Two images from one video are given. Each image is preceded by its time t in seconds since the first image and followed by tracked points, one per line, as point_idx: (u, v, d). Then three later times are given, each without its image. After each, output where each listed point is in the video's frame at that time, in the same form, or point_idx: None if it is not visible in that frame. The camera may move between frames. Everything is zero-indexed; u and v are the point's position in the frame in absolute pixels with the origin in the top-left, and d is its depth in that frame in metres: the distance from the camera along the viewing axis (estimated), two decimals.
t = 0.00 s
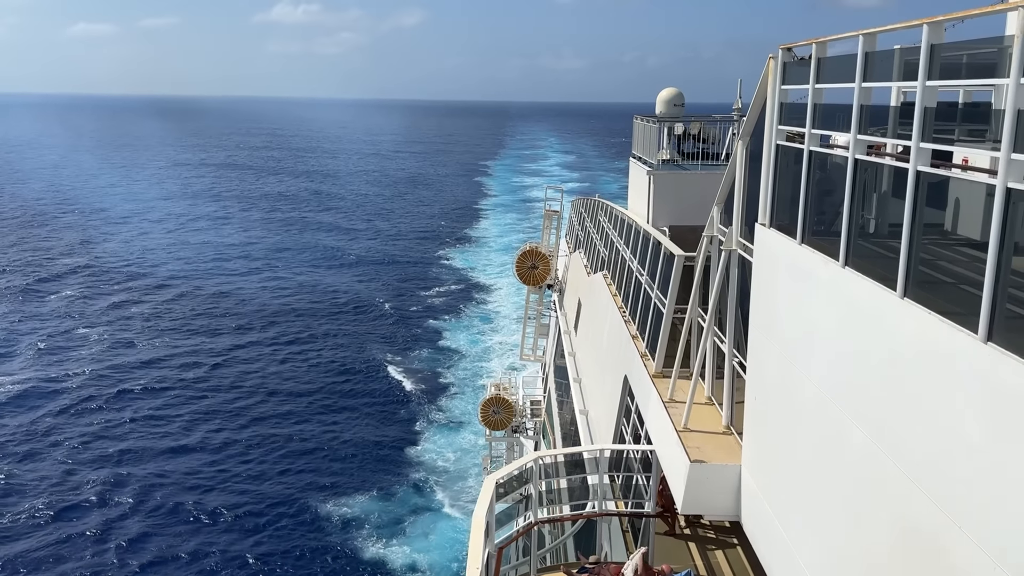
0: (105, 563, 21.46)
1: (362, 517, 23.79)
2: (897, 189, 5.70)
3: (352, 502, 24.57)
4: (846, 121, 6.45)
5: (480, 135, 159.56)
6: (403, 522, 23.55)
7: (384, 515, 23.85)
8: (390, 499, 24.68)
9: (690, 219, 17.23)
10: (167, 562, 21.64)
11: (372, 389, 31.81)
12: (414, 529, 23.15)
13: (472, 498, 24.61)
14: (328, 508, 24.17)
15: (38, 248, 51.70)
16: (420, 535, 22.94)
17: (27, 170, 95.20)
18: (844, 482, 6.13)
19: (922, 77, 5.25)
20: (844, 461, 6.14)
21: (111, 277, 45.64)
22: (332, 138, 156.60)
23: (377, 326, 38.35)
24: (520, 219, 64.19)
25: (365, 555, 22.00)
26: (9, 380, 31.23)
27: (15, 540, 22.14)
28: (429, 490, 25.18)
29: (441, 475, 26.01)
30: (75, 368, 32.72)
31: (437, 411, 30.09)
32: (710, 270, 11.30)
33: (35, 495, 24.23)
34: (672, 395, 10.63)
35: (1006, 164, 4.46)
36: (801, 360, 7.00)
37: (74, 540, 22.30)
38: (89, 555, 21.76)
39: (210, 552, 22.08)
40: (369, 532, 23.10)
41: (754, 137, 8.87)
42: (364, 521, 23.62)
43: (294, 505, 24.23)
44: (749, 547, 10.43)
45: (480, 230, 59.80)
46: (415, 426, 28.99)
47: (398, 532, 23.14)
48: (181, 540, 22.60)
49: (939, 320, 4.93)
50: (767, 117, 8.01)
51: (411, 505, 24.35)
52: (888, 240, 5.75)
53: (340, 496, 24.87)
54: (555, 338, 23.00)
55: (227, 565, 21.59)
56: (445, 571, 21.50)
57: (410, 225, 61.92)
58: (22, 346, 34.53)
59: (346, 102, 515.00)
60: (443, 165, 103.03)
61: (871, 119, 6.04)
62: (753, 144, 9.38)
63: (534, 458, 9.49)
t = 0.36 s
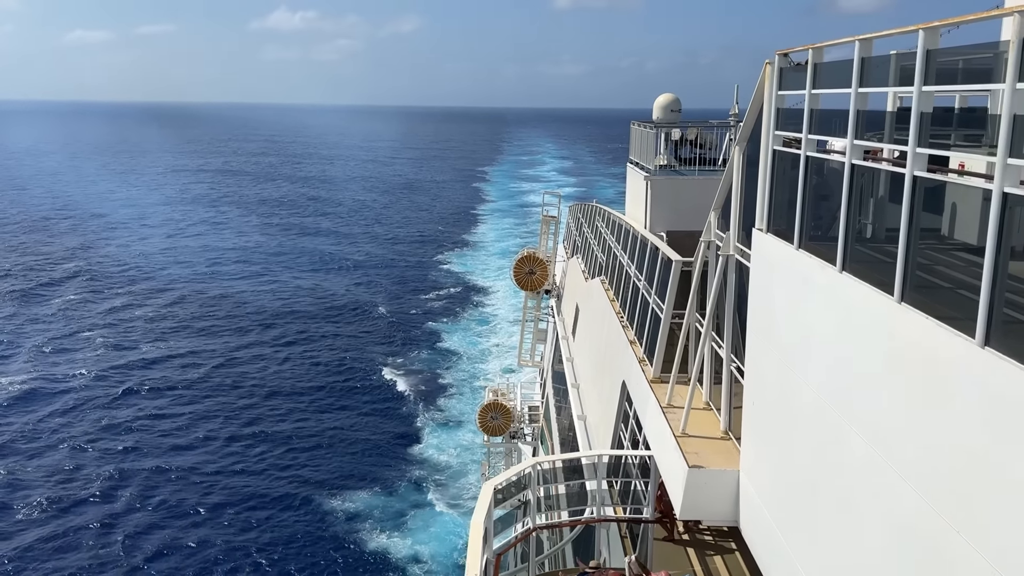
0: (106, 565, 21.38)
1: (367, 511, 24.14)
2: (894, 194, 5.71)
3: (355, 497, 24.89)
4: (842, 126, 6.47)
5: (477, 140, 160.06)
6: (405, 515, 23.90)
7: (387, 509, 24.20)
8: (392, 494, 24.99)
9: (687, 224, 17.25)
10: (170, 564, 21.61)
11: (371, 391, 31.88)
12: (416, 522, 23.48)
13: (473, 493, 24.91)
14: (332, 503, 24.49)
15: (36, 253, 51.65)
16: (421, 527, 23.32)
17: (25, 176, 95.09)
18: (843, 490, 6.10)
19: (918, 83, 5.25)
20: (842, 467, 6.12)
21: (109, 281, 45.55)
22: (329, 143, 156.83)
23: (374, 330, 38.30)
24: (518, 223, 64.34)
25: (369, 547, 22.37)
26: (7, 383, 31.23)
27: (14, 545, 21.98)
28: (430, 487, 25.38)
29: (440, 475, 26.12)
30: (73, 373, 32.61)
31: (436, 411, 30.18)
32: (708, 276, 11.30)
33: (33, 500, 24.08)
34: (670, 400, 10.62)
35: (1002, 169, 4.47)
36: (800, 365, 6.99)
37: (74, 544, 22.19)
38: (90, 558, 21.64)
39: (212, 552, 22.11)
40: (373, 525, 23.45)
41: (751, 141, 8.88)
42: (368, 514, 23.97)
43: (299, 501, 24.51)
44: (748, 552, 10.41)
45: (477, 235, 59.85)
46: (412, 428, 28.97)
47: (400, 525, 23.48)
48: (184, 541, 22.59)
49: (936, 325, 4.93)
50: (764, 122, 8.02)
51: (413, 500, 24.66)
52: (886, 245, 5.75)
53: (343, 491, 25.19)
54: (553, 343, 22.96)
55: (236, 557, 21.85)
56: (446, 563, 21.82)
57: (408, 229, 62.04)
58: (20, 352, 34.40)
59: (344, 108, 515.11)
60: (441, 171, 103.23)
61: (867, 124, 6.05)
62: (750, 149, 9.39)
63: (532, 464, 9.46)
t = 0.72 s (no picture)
0: (105, 565, 21.30)
1: (370, 504, 24.46)
2: (890, 199, 5.72)
3: (357, 493, 25.06)
4: (839, 131, 6.50)
5: (474, 146, 160.25)
6: (406, 509, 24.18)
7: (389, 502, 24.53)
8: (394, 490, 25.18)
9: (684, 228, 17.26)
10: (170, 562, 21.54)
11: (368, 392, 31.87)
12: (417, 517, 23.70)
13: (473, 488, 25.14)
14: (335, 499, 24.69)
15: (33, 258, 51.61)
16: (421, 521, 23.60)
17: (22, 182, 94.91)
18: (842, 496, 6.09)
19: (913, 88, 5.27)
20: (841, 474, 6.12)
21: (106, 286, 45.45)
22: (326, 149, 156.84)
23: (371, 333, 38.26)
24: (515, 228, 64.35)
25: (371, 539, 22.67)
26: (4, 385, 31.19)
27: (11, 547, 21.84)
28: (432, 482, 25.60)
29: (441, 471, 26.31)
30: (70, 377, 32.48)
31: (435, 411, 30.22)
32: (705, 281, 11.30)
33: (30, 501, 23.96)
34: (668, 405, 10.63)
35: (998, 173, 4.47)
36: (797, 371, 6.99)
37: (74, 544, 22.13)
38: (89, 559, 21.54)
39: (214, 550, 22.11)
40: (376, 517, 23.78)
41: (747, 146, 8.90)
42: (372, 507, 24.30)
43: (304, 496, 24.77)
44: (746, 557, 10.40)
45: (474, 239, 59.89)
46: (410, 429, 28.96)
47: (401, 518, 23.80)
48: (184, 540, 22.54)
49: (934, 329, 4.94)
50: (760, 127, 8.04)
51: (414, 495, 24.87)
52: (883, 250, 5.77)
53: (344, 487, 25.36)
54: (550, 348, 22.94)
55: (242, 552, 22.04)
56: (445, 554, 22.12)
57: (405, 233, 62.04)
58: (16, 356, 34.28)
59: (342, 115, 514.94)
60: (438, 177, 103.29)
61: (863, 129, 6.07)
62: (746, 154, 9.42)
63: (529, 470, 9.46)
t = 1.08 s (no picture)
0: (104, 567, 21.30)
1: (373, 497, 24.85)
2: (887, 204, 5.73)
3: (360, 488, 25.39)
4: (835, 136, 6.51)
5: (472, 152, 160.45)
6: (406, 503, 24.58)
7: (392, 495, 24.94)
8: (395, 485, 25.50)
9: (682, 233, 17.28)
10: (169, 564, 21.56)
11: (366, 394, 31.90)
12: (417, 511, 24.07)
13: (473, 484, 25.53)
14: (338, 493, 25.07)
15: (31, 262, 51.56)
16: (421, 514, 23.99)
17: (20, 188, 94.93)
18: (840, 500, 6.08)
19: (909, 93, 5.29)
20: (839, 479, 6.11)
21: (103, 289, 45.45)
22: (323, 155, 156.87)
23: (368, 335, 38.26)
24: (513, 232, 64.47)
25: (374, 531, 23.16)
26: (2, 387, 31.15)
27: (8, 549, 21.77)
28: (434, 478, 25.91)
29: (441, 467, 26.57)
30: (66, 379, 32.43)
31: (433, 411, 30.29)
32: (703, 284, 11.30)
33: (26, 504, 23.91)
34: (666, 410, 10.61)
35: (994, 178, 4.48)
36: (794, 375, 6.99)
37: (73, 546, 22.13)
38: (86, 561, 21.51)
39: (214, 551, 22.18)
40: (378, 510, 24.23)
41: (744, 151, 8.91)
42: (375, 500, 24.70)
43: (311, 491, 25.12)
44: (744, 562, 10.38)
45: (472, 243, 59.94)
46: (408, 429, 29.00)
47: (402, 511, 24.25)
48: (185, 542, 22.59)
49: (930, 334, 4.94)
50: (758, 132, 8.05)
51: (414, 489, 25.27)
52: (879, 255, 5.77)
53: (348, 482, 25.71)
54: (548, 353, 22.93)
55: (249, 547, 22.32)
56: (444, 545, 22.58)
57: (403, 238, 62.12)
58: (13, 359, 34.24)
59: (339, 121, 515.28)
60: (436, 182, 103.43)
61: (860, 134, 6.09)
62: (743, 159, 9.42)
63: (527, 475, 9.43)
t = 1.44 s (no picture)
0: (104, 569, 21.33)
1: (375, 493, 25.26)
2: (885, 208, 5.74)
3: (362, 485, 25.70)
4: (833, 141, 6.53)
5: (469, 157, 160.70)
6: (407, 497, 24.96)
7: (394, 490, 25.36)
8: (397, 481, 25.83)
9: (680, 238, 17.30)
10: (164, 563, 21.69)
11: (365, 395, 31.93)
12: (416, 505, 24.45)
13: (473, 476, 25.93)
14: (341, 489, 25.43)
15: (29, 266, 51.56)
16: (422, 508, 24.37)
17: (20, 193, 94.97)
18: (838, 504, 6.08)
19: (906, 97, 5.29)
20: (837, 483, 6.11)
21: (101, 292, 45.45)
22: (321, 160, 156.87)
23: (366, 337, 38.27)
24: (511, 235, 64.55)
25: (376, 524, 23.61)
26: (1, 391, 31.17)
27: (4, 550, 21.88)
28: (434, 474, 26.25)
29: (441, 462, 26.90)
30: (63, 382, 32.42)
31: (432, 411, 30.33)
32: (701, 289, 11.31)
33: (22, 507, 23.98)
34: (664, 415, 10.61)
35: (991, 183, 4.50)
36: (792, 378, 6.99)
37: (72, 548, 22.16)
38: (81, 562, 21.63)
39: (210, 551, 22.30)
40: (381, 504, 24.66)
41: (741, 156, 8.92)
42: (376, 496, 25.10)
43: (313, 489, 25.40)
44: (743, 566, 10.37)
45: (470, 247, 59.89)
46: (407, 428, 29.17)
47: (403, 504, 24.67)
48: (184, 542, 22.71)
49: (927, 338, 4.95)
50: (755, 137, 8.06)
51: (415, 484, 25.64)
52: (877, 259, 5.78)
53: (352, 479, 26.05)
54: (546, 357, 22.88)
55: (245, 547, 22.50)
56: (443, 537, 23.00)
57: (401, 241, 62.19)
58: (9, 361, 34.24)
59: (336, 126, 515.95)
60: (434, 186, 103.55)
61: (857, 138, 6.11)
62: (741, 163, 9.43)
63: (525, 480, 9.42)
